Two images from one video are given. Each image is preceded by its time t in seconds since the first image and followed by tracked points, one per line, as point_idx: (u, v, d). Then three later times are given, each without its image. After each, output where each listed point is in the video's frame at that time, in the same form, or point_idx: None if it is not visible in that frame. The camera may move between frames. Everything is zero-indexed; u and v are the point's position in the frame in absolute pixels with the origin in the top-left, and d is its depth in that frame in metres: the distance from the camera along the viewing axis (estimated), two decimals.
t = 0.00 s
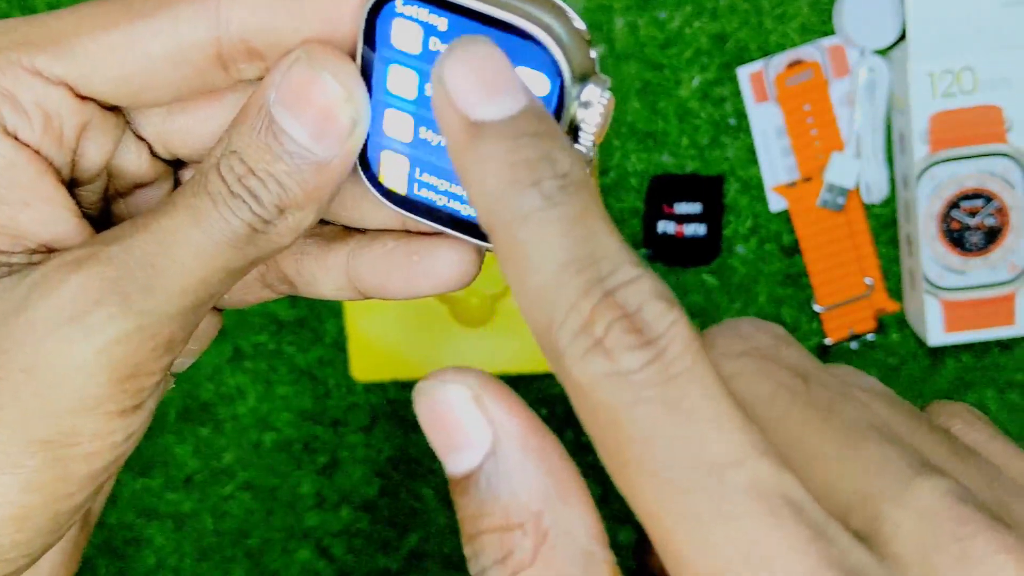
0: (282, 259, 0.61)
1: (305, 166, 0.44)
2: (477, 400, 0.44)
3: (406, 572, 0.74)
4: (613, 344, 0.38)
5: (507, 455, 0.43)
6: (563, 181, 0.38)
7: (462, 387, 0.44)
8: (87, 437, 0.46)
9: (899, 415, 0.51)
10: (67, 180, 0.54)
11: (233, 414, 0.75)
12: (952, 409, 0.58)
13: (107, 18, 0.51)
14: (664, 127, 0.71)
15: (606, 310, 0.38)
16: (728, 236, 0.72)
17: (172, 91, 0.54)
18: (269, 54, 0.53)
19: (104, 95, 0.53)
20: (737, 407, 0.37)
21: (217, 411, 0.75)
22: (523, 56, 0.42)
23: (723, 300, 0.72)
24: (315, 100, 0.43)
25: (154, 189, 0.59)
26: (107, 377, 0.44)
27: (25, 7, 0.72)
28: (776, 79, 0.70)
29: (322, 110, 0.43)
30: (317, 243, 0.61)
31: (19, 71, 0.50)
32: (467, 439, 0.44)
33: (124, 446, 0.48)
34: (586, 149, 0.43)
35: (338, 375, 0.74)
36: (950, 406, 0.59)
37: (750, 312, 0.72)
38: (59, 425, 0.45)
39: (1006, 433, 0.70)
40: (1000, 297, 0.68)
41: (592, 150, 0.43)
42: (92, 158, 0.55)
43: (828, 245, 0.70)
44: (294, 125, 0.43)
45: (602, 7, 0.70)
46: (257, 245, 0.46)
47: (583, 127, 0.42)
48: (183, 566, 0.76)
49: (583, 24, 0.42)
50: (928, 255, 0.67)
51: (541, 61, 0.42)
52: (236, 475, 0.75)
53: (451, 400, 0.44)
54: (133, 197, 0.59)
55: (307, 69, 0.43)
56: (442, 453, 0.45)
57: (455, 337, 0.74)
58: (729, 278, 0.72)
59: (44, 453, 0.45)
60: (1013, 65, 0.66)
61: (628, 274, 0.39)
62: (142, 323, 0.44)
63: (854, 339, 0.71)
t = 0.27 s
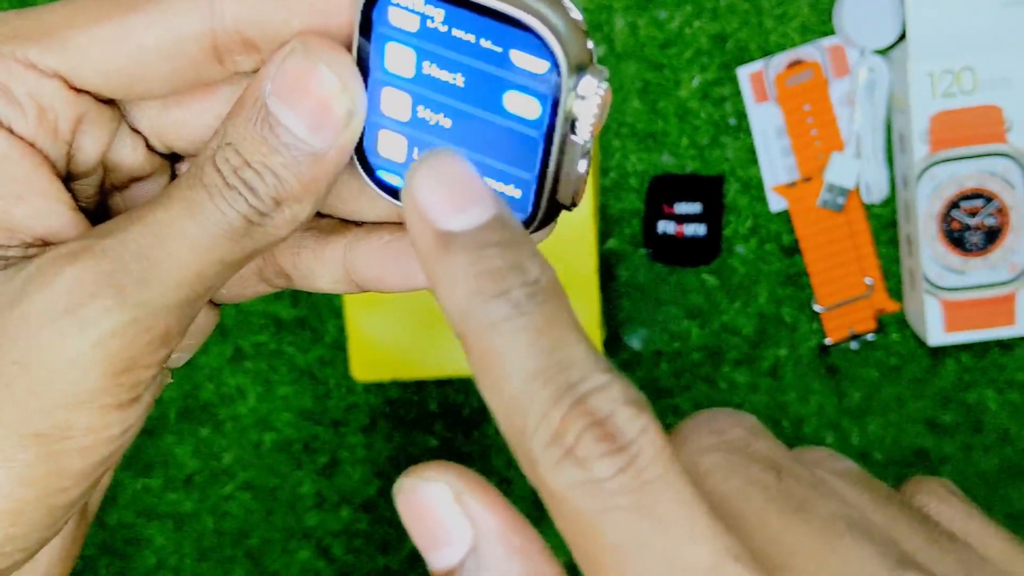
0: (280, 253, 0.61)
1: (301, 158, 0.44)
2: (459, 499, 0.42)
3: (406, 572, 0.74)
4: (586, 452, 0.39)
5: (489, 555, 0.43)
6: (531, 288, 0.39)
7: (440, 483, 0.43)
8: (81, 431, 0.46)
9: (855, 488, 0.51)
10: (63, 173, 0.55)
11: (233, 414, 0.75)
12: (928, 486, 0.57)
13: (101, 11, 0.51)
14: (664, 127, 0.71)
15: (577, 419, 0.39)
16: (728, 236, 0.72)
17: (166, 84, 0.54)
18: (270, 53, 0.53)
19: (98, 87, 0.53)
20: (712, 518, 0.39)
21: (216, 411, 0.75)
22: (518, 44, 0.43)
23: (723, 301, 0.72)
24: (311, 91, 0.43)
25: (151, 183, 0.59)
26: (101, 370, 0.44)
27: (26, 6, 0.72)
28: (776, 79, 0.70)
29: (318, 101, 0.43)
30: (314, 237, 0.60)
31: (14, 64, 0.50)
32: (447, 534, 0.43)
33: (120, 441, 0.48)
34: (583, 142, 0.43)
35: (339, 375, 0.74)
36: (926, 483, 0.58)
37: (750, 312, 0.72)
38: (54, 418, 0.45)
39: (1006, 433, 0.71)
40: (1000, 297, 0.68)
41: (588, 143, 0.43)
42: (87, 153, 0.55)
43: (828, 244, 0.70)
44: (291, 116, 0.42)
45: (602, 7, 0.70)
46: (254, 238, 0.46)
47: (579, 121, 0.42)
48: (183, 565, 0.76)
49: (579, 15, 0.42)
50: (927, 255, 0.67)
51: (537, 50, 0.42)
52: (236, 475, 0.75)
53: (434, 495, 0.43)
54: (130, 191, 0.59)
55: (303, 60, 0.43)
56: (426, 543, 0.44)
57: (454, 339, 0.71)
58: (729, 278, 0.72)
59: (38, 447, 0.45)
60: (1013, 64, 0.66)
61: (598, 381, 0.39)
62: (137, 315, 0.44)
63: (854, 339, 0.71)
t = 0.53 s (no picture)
0: (284, 263, 0.61)
1: (307, 169, 0.44)
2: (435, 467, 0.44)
3: (406, 572, 0.74)
4: (553, 409, 0.40)
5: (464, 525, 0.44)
6: (506, 252, 0.40)
7: (419, 451, 0.45)
8: (87, 439, 0.46)
9: (818, 459, 0.53)
10: (69, 181, 0.54)
11: (233, 414, 0.75)
12: (899, 471, 0.57)
13: (107, 20, 0.51)
14: (664, 127, 0.71)
15: (544, 376, 0.40)
16: (728, 236, 0.72)
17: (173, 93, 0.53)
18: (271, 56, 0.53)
19: (105, 96, 0.52)
20: (667, 467, 0.39)
21: (216, 410, 0.75)
22: (525, 59, 0.43)
23: (723, 300, 0.72)
24: (318, 103, 0.43)
25: (156, 191, 0.59)
26: (108, 379, 0.44)
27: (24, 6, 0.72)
28: (776, 79, 0.70)
29: (324, 113, 0.43)
30: (318, 245, 0.60)
31: (20, 73, 0.50)
32: (423, 503, 0.45)
33: (125, 448, 0.48)
34: (587, 154, 0.44)
35: (339, 375, 0.74)
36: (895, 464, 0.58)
37: (750, 311, 0.72)
38: (60, 428, 0.45)
39: (1006, 433, 0.71)
40: (999, 297, 0.68)
41: (593, 156, 0.44)
42: (92, 160, 0.55)
43: (828, 244, 0.70)
44: (298, 127, 0.42)
45: (602, 7, 0.70)
46: (258, 247, 0.46)
47: (583, 135, 0.43)
48: (183, 565, 0.76)
49: (584, 30, 0.43)
50: (927, 255, 0.67)
51: (543, 66, 0.43)
52: (236, 475, 0.75)
53: (410, 465, 0.45)
54: (134, 200, 0.59)
55: (310, 71, 0.43)
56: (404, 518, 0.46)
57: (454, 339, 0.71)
58: (729, 278, 0.72)
59: (45, 455, 0.45)
60: (1013, 64, 0.66)
61: (567, 341, 0.40)
62: (142, 325, 0.44)
63: (854, 338, 0.71)
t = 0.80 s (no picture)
0: (273, 250, 0.60)
1: (292, 155, 0.44)
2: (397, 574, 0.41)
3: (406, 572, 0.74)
4: (508, 543, 0.40)
5: None
6: (456, 380, 0.42)
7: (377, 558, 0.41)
8: (72, 428, 0.46)
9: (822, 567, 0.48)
10: (54, 171, 0.54)
11: (233, 414, 0.75)
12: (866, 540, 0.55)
13: (90, 8, 0.52)
14: (664, 127, 0.71)
15: (502, 511, 0.40)
16: (728, 236, 0.72)
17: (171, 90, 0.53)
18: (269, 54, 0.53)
19: (87, 83, 0.53)
20: None
21: (216, 410, 0.75)
22: (508, 42, 0.42)
23: (723, 300, 0.72)
24: (300, 88, 0.42)
25: (142, 180, 0.59)
26: (92, 367, 0.44)
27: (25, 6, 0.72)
28: (776, 79, 0.70)
29: (308, 97, 0.43)
30: (307, 234, 0.60)
31: (3, 61, 0.51)
32: None
33: (111, 438, 0.48)
34: (573, 138, 0.43)
35: (339, 375, 0.74)
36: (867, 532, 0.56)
37: (750, 311, 0.72)
38: (44, 416, 0.45)
39: (1006, 433, 0.71)
40: (999, 297, 0.68)
41: (580, 139, 0.43)
42: (78, 150, 0.55)
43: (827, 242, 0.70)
44: (280, 113, 0.42)
45: (602, 8, 0.71)
46: (246, 235, 0.46)
47: (569, 118, 0.42)
48: (183, 565, 0.76)
49: (569, 13, 0.42)
50: (928, 255, 0.67)
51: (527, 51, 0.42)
52: (236, 475, 0.75)
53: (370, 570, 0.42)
54: (121, 188, 0.58)
55: (292, 57, 0.43)
56: None
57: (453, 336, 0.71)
58: (729, 278, 0.72)
59: (29, 444, 0.45)
60: (1013, 65, 0.66)
61: (522, 472, 0.41)
62: (127, 312, 0.44)
63: (854, 338, 0.71)
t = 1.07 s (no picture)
0: (280, 258, 0.61)
1: (301, 166, 0.44)
2: None
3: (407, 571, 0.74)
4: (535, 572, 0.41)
5: None
6: (483, 414, 0.43)
7: None
8: (84, 435, 0.46)
9: None
10: (65, 180, 0.54)
11: (233, 414, 0.75)
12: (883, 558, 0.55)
13: (102, 19, 0.52)
14: (664, 127, 0.71)
15: (534, 554, 0.41)
16: (728, 236, 0.72)
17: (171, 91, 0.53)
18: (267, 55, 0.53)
19: (100, 95, 0.53)
20: None
21: (217, 411, 0.75)
22: (516, 54, 0.42)
23: (723, 300, 0.72)
24: (310, 99, 0.43)
25: (151, 190, 0.59)
26: (104, 376, 0.44)
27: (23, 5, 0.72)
28: (776, 79, 0.70)
29: (318, 109, 0.43)
30: (315, 243, 0.60)
31: (16, 71, 0.50)
32: None
33: (122, 446, 0.48)
34: (581, 151, 0.42)
35: (339, 375, 0.74)
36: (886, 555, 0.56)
37: (751, 311, 0.72)
38: (57, 424, 0.45)
39: (1006, 433, 0.71)
40: (999, 297, 0.68)
41: (587, 152, 0.42)
42: (90, 159, 0.55)
43: (830, 245, 0.70)
44: (291, 124, 0.43)
45: (602, 7, 0.71)
46: (255, 244, 0.46)
47: (577, 131, 0.42)
48: (183, 565, 0.76)
49: (578, 25, 0.42)
50: (928, 255, 0.67)
51: (536, 65, 0.42)
52: (236, 475, 0.75)
53: None
54: (131, 198, 0.59)
55: (302, 70, 0.43)
56: None
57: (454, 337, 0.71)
58: (729, 277, 0.72)
59: (42, 451, 0.45)
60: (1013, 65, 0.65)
61: (556, 511, 0.42)
62: (139, 321, 0.44)
63: (854, 339, 0.71)
